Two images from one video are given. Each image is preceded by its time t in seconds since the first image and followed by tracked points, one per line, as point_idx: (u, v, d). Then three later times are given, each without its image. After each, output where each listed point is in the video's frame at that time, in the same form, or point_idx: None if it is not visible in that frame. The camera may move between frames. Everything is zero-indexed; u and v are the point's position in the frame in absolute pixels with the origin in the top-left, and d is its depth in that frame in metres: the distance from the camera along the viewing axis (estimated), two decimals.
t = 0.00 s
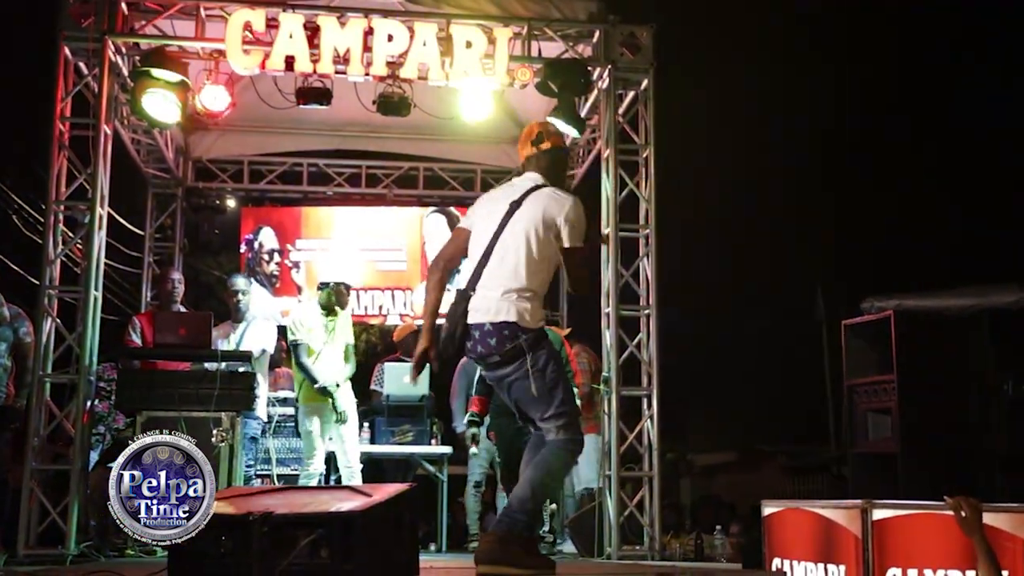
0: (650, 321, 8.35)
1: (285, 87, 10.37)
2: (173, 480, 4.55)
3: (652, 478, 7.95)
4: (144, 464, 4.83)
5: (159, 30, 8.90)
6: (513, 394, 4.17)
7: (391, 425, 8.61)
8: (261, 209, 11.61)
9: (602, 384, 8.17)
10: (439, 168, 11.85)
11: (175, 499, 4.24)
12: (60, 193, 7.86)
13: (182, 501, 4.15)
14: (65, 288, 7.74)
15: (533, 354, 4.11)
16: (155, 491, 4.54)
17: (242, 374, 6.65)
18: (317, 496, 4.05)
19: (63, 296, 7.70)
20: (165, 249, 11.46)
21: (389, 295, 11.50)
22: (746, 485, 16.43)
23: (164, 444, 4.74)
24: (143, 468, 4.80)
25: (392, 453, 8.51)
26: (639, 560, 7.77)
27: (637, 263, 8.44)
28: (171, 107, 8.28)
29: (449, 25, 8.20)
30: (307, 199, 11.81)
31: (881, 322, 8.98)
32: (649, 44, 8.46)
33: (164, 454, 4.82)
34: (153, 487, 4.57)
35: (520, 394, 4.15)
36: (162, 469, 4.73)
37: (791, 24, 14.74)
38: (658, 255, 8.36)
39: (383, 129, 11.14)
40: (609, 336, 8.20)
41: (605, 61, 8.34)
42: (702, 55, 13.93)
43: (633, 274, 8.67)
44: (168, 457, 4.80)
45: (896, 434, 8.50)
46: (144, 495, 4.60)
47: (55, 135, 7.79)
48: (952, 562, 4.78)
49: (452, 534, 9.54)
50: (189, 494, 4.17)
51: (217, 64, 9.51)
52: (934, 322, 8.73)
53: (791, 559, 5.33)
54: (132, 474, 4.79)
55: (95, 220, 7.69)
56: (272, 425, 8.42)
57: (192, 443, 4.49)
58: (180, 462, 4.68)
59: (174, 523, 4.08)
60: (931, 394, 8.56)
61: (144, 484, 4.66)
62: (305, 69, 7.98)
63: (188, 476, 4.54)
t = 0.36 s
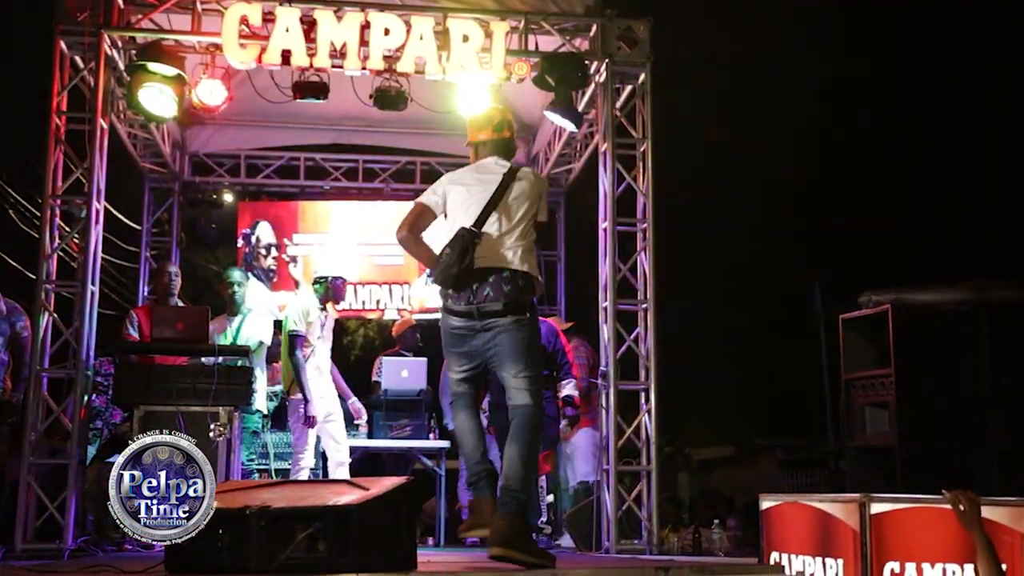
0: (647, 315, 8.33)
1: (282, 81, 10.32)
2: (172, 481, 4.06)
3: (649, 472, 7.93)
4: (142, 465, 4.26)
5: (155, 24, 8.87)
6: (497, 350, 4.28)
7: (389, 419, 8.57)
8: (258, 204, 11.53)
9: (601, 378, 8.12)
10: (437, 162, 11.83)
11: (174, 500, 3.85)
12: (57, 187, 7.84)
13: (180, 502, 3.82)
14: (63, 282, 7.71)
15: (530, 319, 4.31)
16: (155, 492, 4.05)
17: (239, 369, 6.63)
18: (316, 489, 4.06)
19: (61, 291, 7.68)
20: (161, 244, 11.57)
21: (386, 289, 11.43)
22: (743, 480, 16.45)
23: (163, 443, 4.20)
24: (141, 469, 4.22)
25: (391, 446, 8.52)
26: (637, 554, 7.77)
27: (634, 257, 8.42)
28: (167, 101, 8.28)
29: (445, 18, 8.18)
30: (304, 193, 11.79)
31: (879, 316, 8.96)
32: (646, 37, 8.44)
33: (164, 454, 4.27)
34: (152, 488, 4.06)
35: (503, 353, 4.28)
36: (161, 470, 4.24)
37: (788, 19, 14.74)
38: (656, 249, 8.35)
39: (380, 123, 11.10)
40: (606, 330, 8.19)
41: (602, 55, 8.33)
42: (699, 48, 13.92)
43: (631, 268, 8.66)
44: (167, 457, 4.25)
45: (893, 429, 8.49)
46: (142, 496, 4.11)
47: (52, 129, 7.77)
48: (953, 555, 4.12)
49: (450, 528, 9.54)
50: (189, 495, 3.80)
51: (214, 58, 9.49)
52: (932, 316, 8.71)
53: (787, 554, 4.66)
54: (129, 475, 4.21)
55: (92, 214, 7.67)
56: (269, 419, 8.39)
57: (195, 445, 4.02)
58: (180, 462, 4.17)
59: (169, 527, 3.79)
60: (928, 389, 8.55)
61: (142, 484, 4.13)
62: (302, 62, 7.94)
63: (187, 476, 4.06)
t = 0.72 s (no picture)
0: (659, 308, 8.31)
1: (293, 72, 10.32)
2: (170, 480, 4.39)
3: (661, 465, 7.92)
4: (144, 463, 4.59)
5: (166, 16, 8.87)
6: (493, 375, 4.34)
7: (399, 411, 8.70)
8: (269, 196, 11.53)
9: (612, 369, 8.12)
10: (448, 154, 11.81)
11: (173, 501, 4.17)
12: (69, 179, 7.86)
13: (179, 502, 4.13)
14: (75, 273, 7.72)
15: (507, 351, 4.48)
16: (154, 492, 4.36)
17: (251, 360, 6.65)
18: (327, 480, 4.07)
19: (73, 282, 7.69)
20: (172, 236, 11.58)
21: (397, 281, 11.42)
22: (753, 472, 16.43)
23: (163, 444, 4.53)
24: (141, 468, 4.57)
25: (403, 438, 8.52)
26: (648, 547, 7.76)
27: (646, 250, 8.40)
28: (178, 92, 8.30)
29: (457, 10, 8.16)
30: (315, 185, 11.78)
31: (892, 308, 8.92)
32: (658, 29, 8.40)
33: (164, 454, 4.58)
34: (152, 487, 4.38)
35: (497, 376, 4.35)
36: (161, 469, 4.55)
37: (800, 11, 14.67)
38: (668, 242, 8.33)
39: (391, 114, 11.10)
40: (617, 322, 8.17)
41: (613, 47, 8.31)
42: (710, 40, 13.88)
43: (643, 261, 8.63)
44: (167, 456, 4.56)
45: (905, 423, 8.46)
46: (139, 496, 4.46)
47: (64, 121, 7.78)
48: (967, 549, 4.09)
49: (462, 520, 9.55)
50: (188, 495, 4.09)
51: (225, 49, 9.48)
52: (944, 308, 8.67)
53: (799, 546, 4.65)
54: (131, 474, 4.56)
55: (103, 205, 7.68)
56: (281, 411, 8.40)
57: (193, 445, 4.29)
58: (179, 462, 4.48)
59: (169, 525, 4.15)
60: (941, 382, 8.51)
61: (142, 484, 4.46)
62: (313, 54, 7.94)
63: (185, 476, 4.41)
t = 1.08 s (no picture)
0: (689, 304, 8.27)
1: (323, 69, 10.34)
2: (172, 481, 5.91)
3: (691, 462, 7.90)
4: (145, 463, 6.07)
5: (197, 12, 8.91)
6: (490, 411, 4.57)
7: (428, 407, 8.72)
8: (298, 192, 11.64)
9: (641, 367, 8.09)
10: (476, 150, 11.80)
11: (174, 501, 5.80)
12: (101, 174, 7.91)
13: (181, 502, 5.83)
14: (107, 269, 7.77)
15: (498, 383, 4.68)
16: (155, 491, 5.92)
17: (282, 355, 6.69)
18: (359, 475, 4.08)
19: (105, 277, 7.74)
20: (203, 232, 11.58)
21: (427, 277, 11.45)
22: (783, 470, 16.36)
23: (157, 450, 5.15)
24: (142, 468, 6.07)
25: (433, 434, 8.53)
26: (678, 544, 7.76)
27: (675, 245, 8.37)
28: (208, 89, 8.33)
29: (486, 6, 8.15)
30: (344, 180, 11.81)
31: (925, 305, 8.84)
32: (688, 24, 8.36)
33: (163, 454, 6.05)
34: (152, 487, 5.95)
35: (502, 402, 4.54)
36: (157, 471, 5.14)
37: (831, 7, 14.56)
38: (697, 238, 8.28)
39: (420, 109, 11.12)
40: (647, 318, 8.14)
41: (643, 42, 8.28)
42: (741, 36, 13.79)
43: (673, 256, 8.59)
44: (167, 457, 6.02)
45: (939, 421, 8.40)
46: (141, 493, 6.00)
47: (96, 117, 7.82)
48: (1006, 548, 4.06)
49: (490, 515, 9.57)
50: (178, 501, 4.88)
51: (255, 47, 9.50)
52: (978, 306, 8.59)
53: (835, 545, 4.62)
54: (134, 472, 6.07)
55: (135, 201, 7.73)
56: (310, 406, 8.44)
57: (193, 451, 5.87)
58: (179, 462, 5.96)
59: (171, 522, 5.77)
60: (975, 379, 8.44)
61: (144, 483, 5.98)
62: (343, 50, 7.95)
63: (187, 475, 5.94)
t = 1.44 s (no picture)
0: (723, 305, 8.24)
1: (358, 70, 10.38)
2: (173, 482, 5.91)
3: (726, 464, 7.88)
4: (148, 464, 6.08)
5: (234, 15, 8.97)
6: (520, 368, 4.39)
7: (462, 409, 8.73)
8: (333, 193, 11.73)
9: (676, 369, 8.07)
10: (510, 151, 11.82)
11: (175, 502, 5.85)
12: (139, 176, 7.98)
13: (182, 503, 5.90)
14: (145, 270, 7.84)
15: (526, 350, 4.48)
16: (158, 491, 5.93)
17: (317, 355, 6.72)
18: (393, 475, 4.08)
19: (143, 278, 7.81)
20: (239, 233, 11.62)
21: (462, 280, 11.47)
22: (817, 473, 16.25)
23: (165, 451, 5.99)
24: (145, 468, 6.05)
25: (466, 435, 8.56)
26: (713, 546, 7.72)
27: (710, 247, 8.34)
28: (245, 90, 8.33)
29: (521, 7, 8.16)
30: (378, 182, 11.85)
31: (963, 307, 8.75)
32: (723, 24, 8.34)
33: (164, 456, 6.05)
34: (155, 487, 5.95)
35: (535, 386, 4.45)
36: (161, 469, 6.04)
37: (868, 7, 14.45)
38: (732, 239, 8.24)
39: (454, 111, 11.15)
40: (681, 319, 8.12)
41: (677, 43, 8.25)
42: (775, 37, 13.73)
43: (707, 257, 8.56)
44: (167, 457, 6.04)
45: (977, 424, 8.32)
46: (142, 493, 6.17)
47: (134, 119, 7.90)
48: None
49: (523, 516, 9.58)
50: (186, 497, 5.88)
51: (291, 49, 9.55)
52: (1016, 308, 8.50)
53: (871, 548, 4.59)
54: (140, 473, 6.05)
55: (173, 202, 7.79)
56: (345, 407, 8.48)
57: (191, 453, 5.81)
58: (180, 463, 5.94)
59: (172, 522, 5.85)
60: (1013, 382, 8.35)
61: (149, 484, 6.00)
62: (378, 52, 7.98)
63: (188, 476, 5.92)
